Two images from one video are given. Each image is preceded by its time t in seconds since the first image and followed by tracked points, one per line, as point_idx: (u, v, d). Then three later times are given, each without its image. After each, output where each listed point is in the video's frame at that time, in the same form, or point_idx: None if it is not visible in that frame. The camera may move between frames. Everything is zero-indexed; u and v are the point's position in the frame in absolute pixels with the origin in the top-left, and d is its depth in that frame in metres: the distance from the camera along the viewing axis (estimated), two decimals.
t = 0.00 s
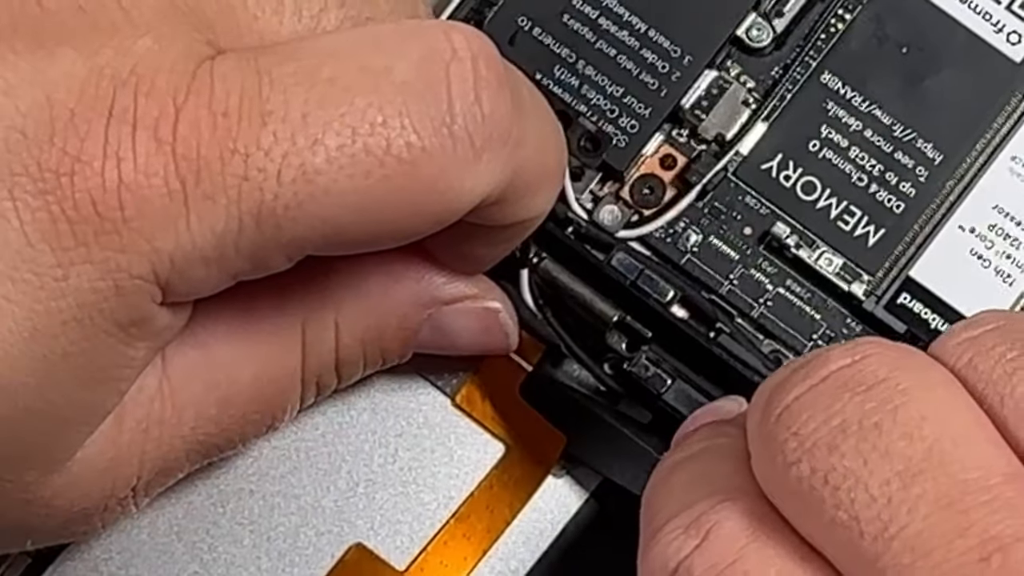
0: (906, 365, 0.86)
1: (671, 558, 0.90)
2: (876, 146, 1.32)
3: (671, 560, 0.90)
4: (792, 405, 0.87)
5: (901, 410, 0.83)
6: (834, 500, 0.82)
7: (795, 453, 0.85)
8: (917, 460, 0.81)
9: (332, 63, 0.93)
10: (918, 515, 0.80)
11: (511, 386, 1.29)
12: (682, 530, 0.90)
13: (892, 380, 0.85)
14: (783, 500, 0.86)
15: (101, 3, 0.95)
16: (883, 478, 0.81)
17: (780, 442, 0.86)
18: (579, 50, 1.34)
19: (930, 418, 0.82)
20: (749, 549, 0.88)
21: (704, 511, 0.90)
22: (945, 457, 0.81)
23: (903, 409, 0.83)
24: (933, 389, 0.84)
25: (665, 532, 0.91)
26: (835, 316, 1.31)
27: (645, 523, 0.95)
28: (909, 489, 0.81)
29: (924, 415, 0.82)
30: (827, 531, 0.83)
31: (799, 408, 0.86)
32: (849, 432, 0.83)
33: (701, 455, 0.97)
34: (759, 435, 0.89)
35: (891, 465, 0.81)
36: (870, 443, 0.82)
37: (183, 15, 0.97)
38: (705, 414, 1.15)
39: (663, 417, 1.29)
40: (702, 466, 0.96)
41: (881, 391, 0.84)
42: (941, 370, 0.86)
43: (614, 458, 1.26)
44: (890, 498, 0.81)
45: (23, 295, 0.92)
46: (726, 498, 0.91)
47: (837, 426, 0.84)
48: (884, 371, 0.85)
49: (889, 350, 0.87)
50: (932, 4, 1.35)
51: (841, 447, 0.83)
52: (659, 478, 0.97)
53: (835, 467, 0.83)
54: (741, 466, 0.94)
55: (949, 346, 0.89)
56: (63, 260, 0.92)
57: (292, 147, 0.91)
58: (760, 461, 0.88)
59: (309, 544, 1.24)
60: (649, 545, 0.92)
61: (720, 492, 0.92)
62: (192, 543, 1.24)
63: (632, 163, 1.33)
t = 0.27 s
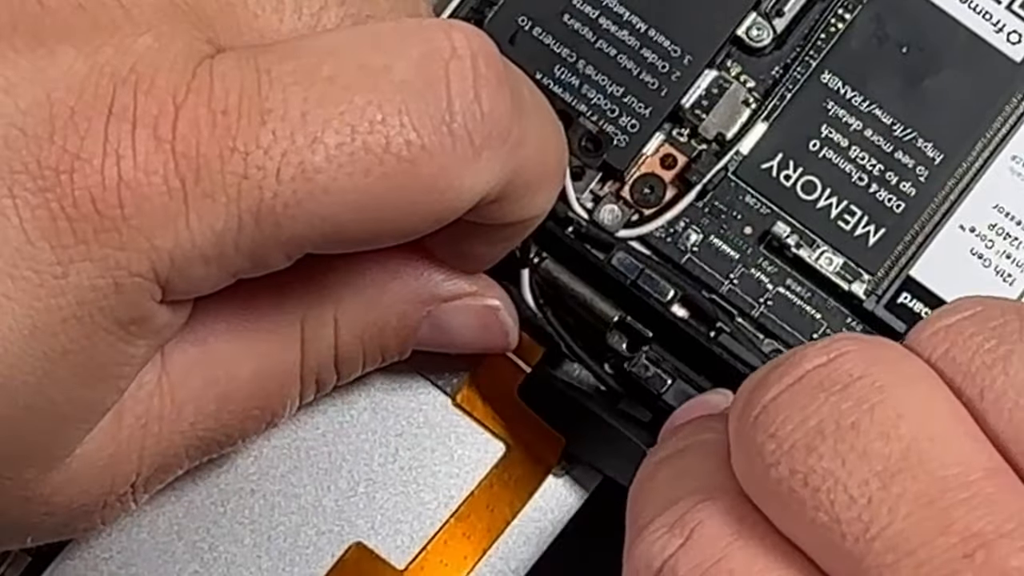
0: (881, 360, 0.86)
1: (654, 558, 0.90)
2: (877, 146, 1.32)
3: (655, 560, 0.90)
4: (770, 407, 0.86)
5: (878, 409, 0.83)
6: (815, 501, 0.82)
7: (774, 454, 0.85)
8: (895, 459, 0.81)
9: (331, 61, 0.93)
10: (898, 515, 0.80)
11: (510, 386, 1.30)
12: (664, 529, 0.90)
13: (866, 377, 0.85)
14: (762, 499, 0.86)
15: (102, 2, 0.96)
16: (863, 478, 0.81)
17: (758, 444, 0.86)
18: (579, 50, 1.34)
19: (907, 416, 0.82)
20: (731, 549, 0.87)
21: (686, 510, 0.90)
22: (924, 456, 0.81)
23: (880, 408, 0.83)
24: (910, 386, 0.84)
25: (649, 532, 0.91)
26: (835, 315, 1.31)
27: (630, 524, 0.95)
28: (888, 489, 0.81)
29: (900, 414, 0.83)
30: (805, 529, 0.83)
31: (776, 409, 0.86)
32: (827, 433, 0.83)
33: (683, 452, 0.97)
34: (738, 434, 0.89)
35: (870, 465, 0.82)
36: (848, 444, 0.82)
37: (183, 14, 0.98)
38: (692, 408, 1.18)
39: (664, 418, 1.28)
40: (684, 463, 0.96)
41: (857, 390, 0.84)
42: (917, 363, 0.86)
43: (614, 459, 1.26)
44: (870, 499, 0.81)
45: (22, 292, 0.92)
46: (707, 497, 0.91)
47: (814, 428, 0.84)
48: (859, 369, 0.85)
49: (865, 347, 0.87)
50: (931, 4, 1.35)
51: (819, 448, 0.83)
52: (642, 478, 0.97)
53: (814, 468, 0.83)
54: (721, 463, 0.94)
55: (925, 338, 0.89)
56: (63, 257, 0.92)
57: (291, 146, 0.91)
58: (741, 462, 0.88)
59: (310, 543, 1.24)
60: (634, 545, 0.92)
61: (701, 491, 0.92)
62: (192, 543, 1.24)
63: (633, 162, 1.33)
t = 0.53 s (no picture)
0: (883, 376, 0.85)
1: None
2: (878, 146, 1.32)
3: None
4: (775, 424, 0.86)
5: (880, 426, 0.83)
6: (821, 520, 0.82)
7: (779, 474, 0.85)
8: (900, 475, 0.81)
9: (326, 62, 0.93)
10: (904, 533, 0.80)
11: (510, 388, 1.30)
12: (668, 549, 0.91)
13: (869, 393, 0.84)
14: (768, 518, 0.86)
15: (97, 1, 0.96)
16: (867, 496, 0.81)
17: (763, 463, 0.86)
18: (579, 49, 1.34)
19: (909, 431, 0.82)
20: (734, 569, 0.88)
21: (688, 531, 0.91)
22: (927, 470, 0.81)
23: (882, 424, 0.83)
24: (909, 398, 0.84)
25: (653, 551, 0.92)
26: (836, 315, 1.31)
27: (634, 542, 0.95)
28: (893, 506, 0.80)
29: (902, 429, 0.82)
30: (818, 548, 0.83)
31: (778, 427, 0.86)
32: (830, 451, 0.83)
33: (687, 468, 0.97)
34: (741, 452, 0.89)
35: (874, 482, 0.81)
36: (852, 462, 0.82)
37: (178, 13, 0.98)
38: (696, 417, 1.17)
39: (665, 417, 1.28)
40: (690, 480, 0.96)
41: (859, 407, 0.84)
42: (920, 377, 0.86)
43: (616, 462, 1.25)
44: (875, 516, 0.81)
45: (17, 291, 0.93)
46: (710, 516, 0.91)
47: (817, 446, 0.84)
48: (861, 386, 0.85)
49: (866, 361, 0.86)
50: (932, 3, 1.35)
51: (823, 467, 0.83)
52: (648, 497, 0.97)
53: (819, 487, 0.83)
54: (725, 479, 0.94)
55: (931, 351, 0.88)
56: (58, 257, 0.92)
57: (285, 146, 0.91)
58: (747, 480, 0.88)
59: (311, 543, 1.25)
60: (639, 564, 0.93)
61: (706, 509, 0.92)
62: (195, 542, 1.25)
63: (633, 162, 1.33)
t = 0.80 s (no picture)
0: (892, 369, 0.86)
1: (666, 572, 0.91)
2: (878, 146, 1.32)
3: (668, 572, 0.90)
4: (784, 418, 0.86)
5: (890, 417, 0.83)
6: (831, 510, 0.82)
7: (787, 466, 0.85)
8: (910, 465, 0.81)
9: (326, 62, 0.93)
10: (915, 521, 0.80)
11: (511, 386, 1.30)
12: (677, 542, 0.91)
13: (879, 385, 0.84)
14: (777, 511, 0.86)
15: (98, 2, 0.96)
16: (877, 485, 0.81)
17: (771, 455, 0.86)
18: (580, 50, 1.34)
19: (920, 422, 0.82)
20: (743, 560, 0.88)
21: (698, 522, 0.91)
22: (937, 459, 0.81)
23: (892, 415, 0.83)
24: (922, 392, 0.84)
25: (662, 546, 0.92)
26: (836, 316, 1.31)
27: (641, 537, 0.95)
28: (905, 495, 0.80)
29: (912, 419, 0.82)
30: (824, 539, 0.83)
31: (788, 420, 0.86)
32: (840, 442, 0.83)
33: (693, 463, 0.96)
34: (749, 446, 0.89)
35: (884, 471, 0.81)
36: (863, 452, 0.82)
37: (178, 13, 0.98)
38: (698, 420, 1.16)
39: (666, 417, 1.29)
40: (694, 475, 0.95)
41: (869, 398, 0.84)
42: (928, 370, 0.86)
43: (614, 464, 1.25)
44: (886, 505, 0.81)
45: (18, 291, 0.93)
46: (718, 509, 0.91)
47: (827, 437, 0.84)
48: (870, 378, 0.85)
49: (875, 354, 0.87)
50: (933, 4, 1.35)
51: (833, 458, 0.83)
52: (653, 491, 0.97)
53: (829, 477, 0.83)
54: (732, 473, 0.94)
55: (936, 345, 0.89)
56: (59, 258, 0.92)
57: (285, 147, 0.91)
58: (754, 473, 0.88)
59: (311, 543, 1.25)
60: (648, 558, 0.93)
61: (712, 502, 0.92)
62: (195, 542, 1.25)
63: (634, 162, 1.33)
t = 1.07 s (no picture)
0: (886, 358, 0.86)
1: (661, 563, 0.90)
2: (878, 147, 1.32)
3: (662, 564, 0.90)
4: (779, 408, 0.86)
5: (885, 406, 0.83)
6: (826, 499, 0.82)
7: (782, 455, 0.85)
8: (906, 454, 0.81)
9: (327, 62, 0.93)
10: (912, 509, 0.80)
11: (510, 383, 1.29)
12: (672, 534, 0.91)
13: (874, 375, 0.85)
14: (772, 501, 0.86)
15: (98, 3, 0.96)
16: (872, 475, 0.81)
17: (767, 445, 0.86)
18: (580, 50, 1.34)
19: (916, 411, 0.82)
20: (739, 550, 0.88)
21: (692, 513, 0.91)
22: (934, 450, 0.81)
23: (888, 404, 0.83)
24: (918, 382, 0.84)
25: (655, 537, 0.92)
26: (836, 316, 1.31)
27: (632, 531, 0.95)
28: (901, 485, 0.81)
29: (908, 408, 0.82)
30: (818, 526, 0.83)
31: (783, 410, 0.86)
32: (836, 432, 0.83)
33: (684, 458, 0.97)
34: (745, 438, 0.89)
35: (880, 460, 0.81)
36: (858, 442, 0.82)
37: (179, 13, 0.98)
38: (691, 417, 1.16)
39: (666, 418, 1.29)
40: (686, 469, 0.96)
41: (864, 388, 0.84)
42: (922, 359, 0.86)
43: (612, 462, 1.25)
44: (881, 495, 0.81)
45: (20, 291, 0.93)
46: (712, 501, 0.91)
47: (823, 426, 0.84)
48: (865, 367, 0.85)
49: (868, 345, 0.87)
50: (932, 4, 1.35)
51: (828, 447, 0.83)
52: (645, 485, 0.97)
53: (824, 467, 0.83)
54: (724, 468, 0.94)
55: (928, 335, 0.89)
56: (60, 258, 0.92)
57: (286, 147, 0.91)
58: (749, 463, 0.88)
59: (311, 544, 1.25)
60: (640, 550, 0.93)
61: (706, 495, 0.92)
62: (195, 543, 1.25)
63: (634, 163, 1.33)
